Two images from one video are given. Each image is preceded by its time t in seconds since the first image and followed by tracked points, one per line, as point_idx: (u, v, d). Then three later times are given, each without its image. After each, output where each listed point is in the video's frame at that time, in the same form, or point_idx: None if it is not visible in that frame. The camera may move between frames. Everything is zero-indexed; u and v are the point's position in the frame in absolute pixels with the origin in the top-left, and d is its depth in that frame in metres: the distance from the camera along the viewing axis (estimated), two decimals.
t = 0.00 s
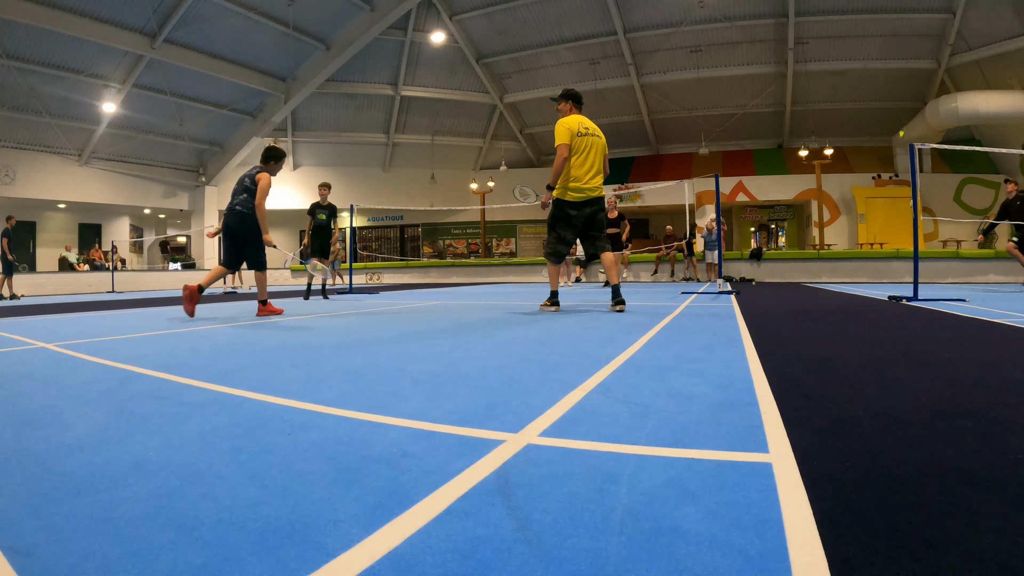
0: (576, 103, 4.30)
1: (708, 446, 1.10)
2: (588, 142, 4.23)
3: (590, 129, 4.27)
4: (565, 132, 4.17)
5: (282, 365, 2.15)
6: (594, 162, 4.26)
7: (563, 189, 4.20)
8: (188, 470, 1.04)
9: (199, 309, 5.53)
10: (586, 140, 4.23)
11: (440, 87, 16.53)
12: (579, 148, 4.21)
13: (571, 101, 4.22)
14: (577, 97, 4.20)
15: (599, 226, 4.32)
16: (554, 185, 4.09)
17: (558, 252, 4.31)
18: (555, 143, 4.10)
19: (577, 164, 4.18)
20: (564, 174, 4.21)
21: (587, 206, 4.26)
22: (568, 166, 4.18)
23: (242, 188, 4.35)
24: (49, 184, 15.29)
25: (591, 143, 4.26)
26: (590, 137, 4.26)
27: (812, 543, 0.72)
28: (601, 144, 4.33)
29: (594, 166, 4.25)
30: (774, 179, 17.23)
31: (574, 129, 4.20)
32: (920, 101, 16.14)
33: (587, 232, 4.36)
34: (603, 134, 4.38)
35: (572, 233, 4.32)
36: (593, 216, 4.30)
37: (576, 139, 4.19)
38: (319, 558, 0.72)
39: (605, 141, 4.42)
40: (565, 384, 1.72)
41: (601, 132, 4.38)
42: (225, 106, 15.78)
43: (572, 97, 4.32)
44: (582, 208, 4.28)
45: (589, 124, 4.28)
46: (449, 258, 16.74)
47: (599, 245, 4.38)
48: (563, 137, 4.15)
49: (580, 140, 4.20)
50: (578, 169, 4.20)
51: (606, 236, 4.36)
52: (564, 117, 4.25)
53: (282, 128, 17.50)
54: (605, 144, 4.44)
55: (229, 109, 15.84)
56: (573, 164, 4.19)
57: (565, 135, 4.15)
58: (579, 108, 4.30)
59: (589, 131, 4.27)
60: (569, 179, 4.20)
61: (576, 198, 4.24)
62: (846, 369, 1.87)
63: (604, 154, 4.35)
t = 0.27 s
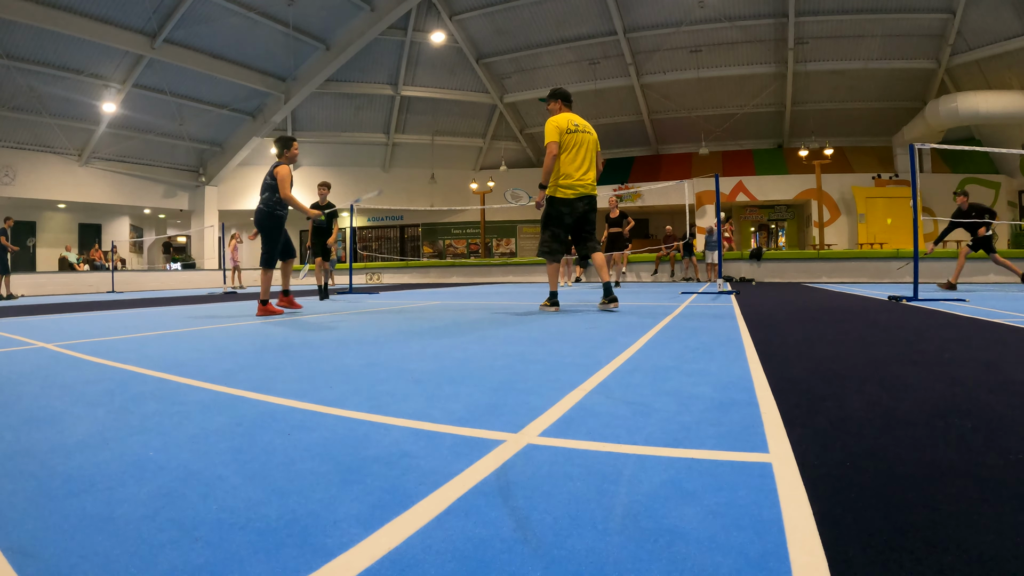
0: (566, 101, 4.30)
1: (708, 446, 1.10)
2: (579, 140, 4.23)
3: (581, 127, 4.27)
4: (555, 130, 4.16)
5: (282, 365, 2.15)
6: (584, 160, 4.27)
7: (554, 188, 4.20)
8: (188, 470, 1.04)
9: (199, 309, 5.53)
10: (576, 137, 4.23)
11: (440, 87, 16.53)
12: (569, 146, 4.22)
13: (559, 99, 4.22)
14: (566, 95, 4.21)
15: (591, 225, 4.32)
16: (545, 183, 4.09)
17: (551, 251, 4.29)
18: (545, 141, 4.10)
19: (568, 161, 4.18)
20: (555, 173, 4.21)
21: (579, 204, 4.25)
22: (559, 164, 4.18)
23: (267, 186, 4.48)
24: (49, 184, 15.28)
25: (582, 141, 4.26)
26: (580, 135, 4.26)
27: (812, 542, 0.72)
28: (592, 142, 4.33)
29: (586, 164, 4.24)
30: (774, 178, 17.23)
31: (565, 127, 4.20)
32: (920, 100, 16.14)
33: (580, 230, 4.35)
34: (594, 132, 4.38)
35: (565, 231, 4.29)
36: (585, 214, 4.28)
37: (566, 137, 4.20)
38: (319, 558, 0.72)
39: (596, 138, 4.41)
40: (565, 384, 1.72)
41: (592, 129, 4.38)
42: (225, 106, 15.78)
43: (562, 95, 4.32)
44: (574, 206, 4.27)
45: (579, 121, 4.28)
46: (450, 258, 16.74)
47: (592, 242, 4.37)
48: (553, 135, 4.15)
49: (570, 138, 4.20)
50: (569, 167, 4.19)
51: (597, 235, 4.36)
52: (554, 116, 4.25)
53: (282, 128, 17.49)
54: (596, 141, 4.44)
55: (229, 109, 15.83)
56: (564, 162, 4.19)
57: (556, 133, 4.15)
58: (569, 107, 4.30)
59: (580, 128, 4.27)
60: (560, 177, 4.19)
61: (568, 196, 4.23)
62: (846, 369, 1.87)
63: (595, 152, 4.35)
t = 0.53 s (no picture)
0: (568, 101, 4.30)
1: (708, 447, 1.10)
2: (582, 138, 4.24)
3: (583, 126, 4.27)
4: (557, 129, 4.17)
5: (281, 365, 2.15)
6: (588, 159, 4.25)
7: (557, 186, 4.19)
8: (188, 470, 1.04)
9: (199, 309, 5.53)
10: (579, 136, 4.24)
11: (440, 87, 16.53)
12: (571, 145, 4.22)
13: (562, 100, 4.24)
14: (568, 95, 4.22)
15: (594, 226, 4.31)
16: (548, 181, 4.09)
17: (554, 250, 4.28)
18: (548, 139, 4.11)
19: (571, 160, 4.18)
20: (558, 172, 4.21)
21: (582, 203, 4.25)
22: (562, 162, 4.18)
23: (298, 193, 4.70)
24: (49, 184, 15.27)
25: (585, 140, 4.26)
26: (583, 134, 4.26)
27: (812, 543, 0.72)
28: (595, 141, 4.33)
29: (588, 162, 4.24)
30: (774, 178, 17.22)
31: (567, 126, 4.20)
32: (920, 101, 16.14)
33: (583, 229, 4.34)
34: (596, 130, 4.38)
35: (567, 230, 4.28)
36: (588, 213, 4.28)
37: (569, 135, 4.20)
38: (319, 558, 0.72)
39: (599, 137, 4.42)
40: (565, 384, 1.72)
41: (594, 128, 4.38)
42: (225, 106, 15.77)
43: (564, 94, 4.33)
44: (577, 204, 4.26)
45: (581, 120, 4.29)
46: (450, 258, 16.74)
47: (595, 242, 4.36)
48: (555, 133, 4.15)
49: (572, 137, 4.21)
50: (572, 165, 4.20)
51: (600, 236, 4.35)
52: (557, 115, 4.26)
53: (282, 128, 17.48)
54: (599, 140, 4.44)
55: (229, 109, 15.83)
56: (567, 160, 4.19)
57: (558, 132, 4.16)
58: (571, 106, 4.31)
59: (582, 127, 4.27)
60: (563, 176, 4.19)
61: (571, 195, 4.23)
62: (847, 369, 1.86)
63: (598, 151, 4.35)
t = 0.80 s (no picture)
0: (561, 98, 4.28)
1: (709, 447, 1.10)
2: (576, 137, 4.23)
3: (577, 124, 4.26)
4: (552, 127, 4.15)
5: (281, 365, 2.15)
6: (583, 158, 4.26)
7: (551, 186, 4.19)
8: (188, 470, 1.04)
9: (199, 309, 5.54)
10: (573, 135, 4.23)
11: (440, 87, 16.54)
12: (566, 143, 4.21)
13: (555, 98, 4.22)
14: (561, 93, 4.20)
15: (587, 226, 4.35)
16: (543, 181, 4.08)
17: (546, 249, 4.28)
18: (543, 138, 4.08)
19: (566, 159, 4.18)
20: (553, 171, 4.20)
21: (575, 202, 4.27)
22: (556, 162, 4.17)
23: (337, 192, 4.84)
24: (49, 184, 15.27)
25: (579, 138, 4.26)
26: (577, 132, 4.25)
27: (813, 543, 0.72)
28: (589, 139, 4.34)
29: (583, 161, 4.25)
30: (774, 179, 17.23)
31: (561, 124, 4.19)
32: (920, 101, 16.14)
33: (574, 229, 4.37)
34: (590, 129, 4.38)
35: (560, 229, 4.30)
36: (581, 212, 4.31)
37: (563, 134, 4.19)
38: (319, 558, 0.72)
39: (592, 136, 4.42)
40: (565, 384, 1.72)
41: (587, 126, 4.38)
42: (225, 106, 15.77)
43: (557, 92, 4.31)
44: (570, 204, 4.28)
45: (576, 118, 4.28)
46: (450, 258, 16.75)
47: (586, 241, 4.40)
48: (551, 132, 4.13)
49: (567, 136, 4.19)
50: (567, 164, 4.19)
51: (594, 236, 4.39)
52: (551, 112, 4.23)
53: (282, 128, 17.47)
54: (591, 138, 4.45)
55: (229, 109, 15.82)
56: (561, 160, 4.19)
57: (553, 131, 4.13)
58: (564, 104, 4.29)
59: (577, 126, 4.26)
60: (558, 175, 4.19)
61: (565, 194, 4.23)
62: (847, 369, 1.86)
63: (591, 150, 4.36)
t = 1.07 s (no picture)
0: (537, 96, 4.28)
1: (709, 447, 1.10)
2: (552, 135, 4.22)
3: (554, 122, 4.25)
4: (527, 127, 4.16)
5: (281, 365, 2.15)
6: (560, 155, 4.24)
7: (529, 185, 4.19)
8: (188, 470, 1.04)
9: (199, 309, 5.53)
10: (549, 133, 4.22)
11: (440, 87, 16.54)
12: (542, 142, 4.21)
13: (530, 96, 4.20)
14: (535, 91, 4.18)
15: (571, 223, 4.31)
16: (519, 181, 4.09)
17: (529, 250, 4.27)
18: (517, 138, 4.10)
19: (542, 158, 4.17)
20: (530, 170, 4.20)
21: (554, 201, 4.24)
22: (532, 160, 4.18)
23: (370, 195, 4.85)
24: (49, 184, 15.28)
25: (555, 136, 4.24)
26: (554, 130, 4.24)
27: (812, 543, 0.72)
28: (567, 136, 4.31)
29: (560, 159, 4.23)
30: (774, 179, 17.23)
31: (536, 123, 4.19)
32: (920, 101, 16.13)
33: (556, 227, 4.33)
34: (568, 126, 4.36)
35: (541, 229, 4.28)
36: (561, 210, 4.27)
37: (538, 133, 4.19)
38: (319, 558, 0.72)
39: (571, 132, 4.40)
40: (565, 384, 1.72)
41: (566, 123, 4.36)
42: (225, 106, 15.76)
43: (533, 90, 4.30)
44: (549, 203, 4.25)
45: (552, 116, 4.27)
46: (450, 258, 16.75)
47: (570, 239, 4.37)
48: (525, 131, 4.14)
49: (542, 134, 4.19)
50: (543, 163, 4.19)
51: (579, 233, 4.34)
52: (526, 112, 4.24)
53: (282, 128, 17.47)
54: (571, 135, 4.42)
55: (229, 109, 15.82)
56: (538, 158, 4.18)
57: (528, 130, 4.14)
58: (540, 102, 4.28)
59: (553, 123, 4.25)
60: (535, 174, 4.19)
61: (543, 193, 4.21)
62: (847, 369, 1.86)
63: (570, 147, 4.33)
